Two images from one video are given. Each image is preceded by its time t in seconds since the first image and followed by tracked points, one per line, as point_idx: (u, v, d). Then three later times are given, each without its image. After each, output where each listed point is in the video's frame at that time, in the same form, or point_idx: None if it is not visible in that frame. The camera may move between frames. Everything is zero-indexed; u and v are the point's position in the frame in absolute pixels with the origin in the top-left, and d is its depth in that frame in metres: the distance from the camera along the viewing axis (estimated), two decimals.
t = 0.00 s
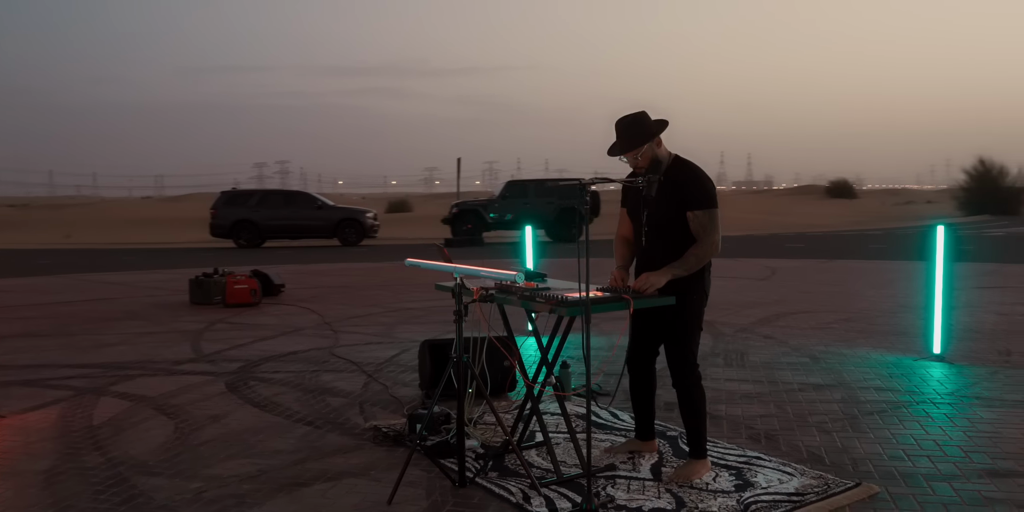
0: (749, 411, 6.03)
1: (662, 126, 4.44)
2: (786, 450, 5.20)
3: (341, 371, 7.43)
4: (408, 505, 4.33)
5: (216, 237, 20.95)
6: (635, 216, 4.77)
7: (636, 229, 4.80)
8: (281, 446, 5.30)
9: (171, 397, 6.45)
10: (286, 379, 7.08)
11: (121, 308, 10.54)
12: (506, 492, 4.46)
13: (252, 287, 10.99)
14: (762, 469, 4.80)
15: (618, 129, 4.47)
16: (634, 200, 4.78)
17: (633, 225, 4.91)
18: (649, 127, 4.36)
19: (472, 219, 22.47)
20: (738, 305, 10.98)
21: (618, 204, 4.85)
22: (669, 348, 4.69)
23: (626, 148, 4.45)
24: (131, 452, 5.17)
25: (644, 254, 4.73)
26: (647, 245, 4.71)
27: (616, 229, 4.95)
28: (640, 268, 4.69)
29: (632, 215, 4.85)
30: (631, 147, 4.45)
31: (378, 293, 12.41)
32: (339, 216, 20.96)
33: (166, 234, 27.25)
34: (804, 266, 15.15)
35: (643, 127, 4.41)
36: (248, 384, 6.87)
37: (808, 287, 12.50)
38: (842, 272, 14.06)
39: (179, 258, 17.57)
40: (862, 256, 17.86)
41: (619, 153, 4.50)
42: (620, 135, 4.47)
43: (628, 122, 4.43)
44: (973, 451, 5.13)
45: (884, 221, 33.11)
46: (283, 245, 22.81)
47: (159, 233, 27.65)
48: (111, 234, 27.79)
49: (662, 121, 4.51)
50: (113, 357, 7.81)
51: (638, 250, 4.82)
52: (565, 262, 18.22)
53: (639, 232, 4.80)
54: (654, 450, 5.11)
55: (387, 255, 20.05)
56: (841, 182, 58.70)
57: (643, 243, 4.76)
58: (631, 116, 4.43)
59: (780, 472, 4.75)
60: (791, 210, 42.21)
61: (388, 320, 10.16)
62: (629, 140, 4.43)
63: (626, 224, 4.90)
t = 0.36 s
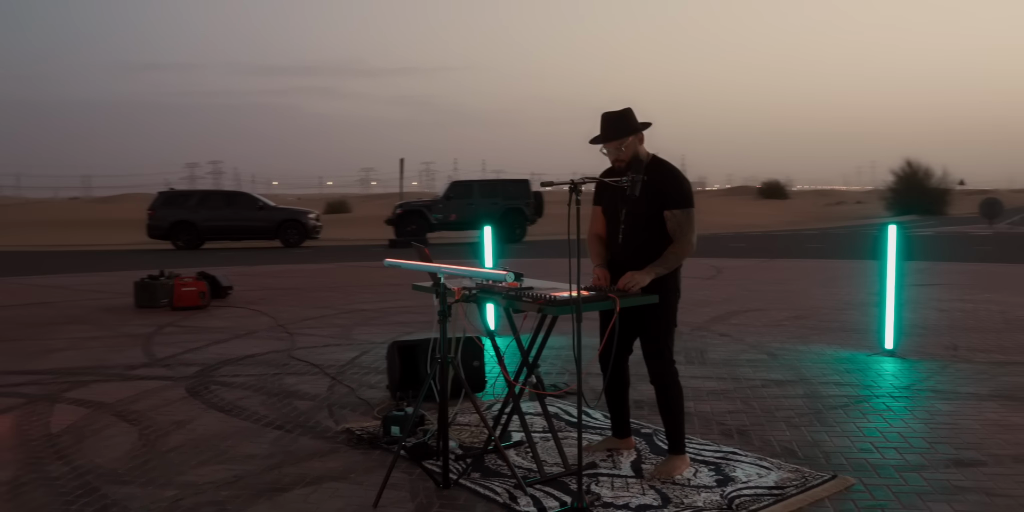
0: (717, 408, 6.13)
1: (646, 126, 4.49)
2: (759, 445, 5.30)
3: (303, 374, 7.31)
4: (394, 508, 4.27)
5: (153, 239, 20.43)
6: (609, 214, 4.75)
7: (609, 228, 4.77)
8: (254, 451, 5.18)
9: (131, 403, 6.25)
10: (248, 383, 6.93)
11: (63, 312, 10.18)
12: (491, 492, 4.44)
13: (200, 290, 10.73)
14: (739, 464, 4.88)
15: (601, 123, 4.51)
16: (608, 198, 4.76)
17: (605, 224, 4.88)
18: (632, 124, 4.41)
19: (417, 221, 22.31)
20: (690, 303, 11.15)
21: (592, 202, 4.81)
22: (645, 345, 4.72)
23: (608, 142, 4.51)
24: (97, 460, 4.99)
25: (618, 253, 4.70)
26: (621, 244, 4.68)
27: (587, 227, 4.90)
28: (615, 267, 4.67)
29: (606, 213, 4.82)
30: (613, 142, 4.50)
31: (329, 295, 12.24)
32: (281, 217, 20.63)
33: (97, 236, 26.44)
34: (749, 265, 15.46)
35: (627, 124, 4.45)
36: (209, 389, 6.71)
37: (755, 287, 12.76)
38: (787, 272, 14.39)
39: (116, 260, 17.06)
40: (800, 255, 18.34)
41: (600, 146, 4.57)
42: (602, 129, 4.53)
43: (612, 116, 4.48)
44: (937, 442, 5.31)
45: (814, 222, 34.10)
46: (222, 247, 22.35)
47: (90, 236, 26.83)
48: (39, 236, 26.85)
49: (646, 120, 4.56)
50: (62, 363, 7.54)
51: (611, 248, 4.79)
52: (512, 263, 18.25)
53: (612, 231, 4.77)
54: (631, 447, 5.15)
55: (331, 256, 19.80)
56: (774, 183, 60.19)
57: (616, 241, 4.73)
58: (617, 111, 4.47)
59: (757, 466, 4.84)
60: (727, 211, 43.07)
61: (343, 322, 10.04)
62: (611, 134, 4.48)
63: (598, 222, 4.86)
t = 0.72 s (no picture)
0: (678, 404, 6.21)
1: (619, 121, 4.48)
2: (725, 440, 5.39)
3: (255, 378, 7.14)
4: None
5: (75, 241, 19.76)
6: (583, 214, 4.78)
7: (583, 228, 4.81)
8: (217, 458, 5.04)
9: (78, 412, 6.02)
10: (199, 389, 6.74)
11: None
12: (469, 494, 4.40)
13: (135, 293, 10.40)
14: (709, 459, 4.95)
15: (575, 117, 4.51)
16: (581, 199, 4.80)
17: (578, 225, 4.92)
18: (606, 116, 4.39)
19: (351, 221, 21.85)
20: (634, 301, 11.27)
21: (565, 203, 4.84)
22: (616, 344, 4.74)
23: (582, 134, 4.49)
24: (51, 473, 4.79)
25: (592, 253, 4.74)
26: (595, 244, 4.72)
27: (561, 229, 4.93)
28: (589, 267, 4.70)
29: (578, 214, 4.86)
30: (586, 134, 4.49)
31: (269, 296, 12.00)
32: (210, 218, 20.15)
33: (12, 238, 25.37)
34: (686, 262, 15.72)
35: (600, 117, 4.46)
36: (159, 396, 6.50)
37: (695, 283, 12.99)
38: (723, 268, 14.68)
39: (37, 263, 16.40)
40: (732, 253, 18.75)
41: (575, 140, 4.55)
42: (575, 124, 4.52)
43: (585, 110, 4.48)
44: (893, 433, 5.48)
45: (740, 220, 34.95)
46: (148, 248, 21.69)
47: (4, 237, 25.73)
48: None
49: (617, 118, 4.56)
50: None
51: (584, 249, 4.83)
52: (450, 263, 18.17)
53: (585, 232, 4.81)
54: (601, 445, 5.18)
55: (263, 256, 19.40)
56: (698, 182, 61.39)
57: (590, 242, 4.77)
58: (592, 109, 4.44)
59: (727, 461, 4.92)
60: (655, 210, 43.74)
61: (288, 324, 9.85)
62: (584, 127, 4.47)
63: (571, 223, 4.90)
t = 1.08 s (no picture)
0: (664, 401, 6.22)
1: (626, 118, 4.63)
2: (715, 436, 5.40)
3: (228, 380, 6.96)
4: None
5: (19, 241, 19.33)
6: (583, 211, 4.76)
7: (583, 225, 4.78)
8: (201, 463, 4.88)
9: (47, 419, 5.79)
10: (171, 392, 6.54)
11: None
12: (469, 495, 4.32)
13: (92, 294, 10.08)
14: (704, 455, 4.95)
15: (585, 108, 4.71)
16: (582, 197, 4.79)
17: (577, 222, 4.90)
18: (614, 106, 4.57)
19: (305, 219, 21.50)
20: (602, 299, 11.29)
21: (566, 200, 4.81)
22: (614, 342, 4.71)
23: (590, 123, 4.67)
24: (28, 482, 4.59)
25: (593, 250, 4.72)
26: (596, 241, 4.71)
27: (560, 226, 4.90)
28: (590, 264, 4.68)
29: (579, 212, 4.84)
30: (593, 124, 4.66)
31: (230, 296, 11.74)
32: (160, 217, 19.73)
33: None
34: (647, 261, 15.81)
35: (609, 111, 4.64)
36: (130, 401, 6.29)
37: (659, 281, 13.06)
38: (684, 266, 14.80)
39: None
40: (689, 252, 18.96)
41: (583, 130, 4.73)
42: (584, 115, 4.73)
43: (596, 102, 4.70)
44: (877, 427, 5.56)
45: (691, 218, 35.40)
46: (95, 247, 21.10)
47: None
48: None
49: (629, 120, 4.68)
50: None
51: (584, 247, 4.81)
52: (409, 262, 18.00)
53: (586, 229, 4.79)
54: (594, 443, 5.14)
55: (216, 255, 19.00)
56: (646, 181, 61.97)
57: (591, 239, 4.75)
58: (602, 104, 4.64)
59: (722, 457, 4.92)
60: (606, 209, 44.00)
61: (253, 324, 9.64)
62: (592, 117, 4.66)
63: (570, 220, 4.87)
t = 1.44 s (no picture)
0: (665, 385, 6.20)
1: (641, 96, 4.58)
2: (722, 418, 5.40)
3: (217, 368, 6.79)
4: (393, 503, 4.01)
5: None
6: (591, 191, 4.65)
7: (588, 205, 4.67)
8: (204, 453, 4.74)
9: (35, 409, 5.59)
10: (160, 381, 6.37)
11: None
12: (487, 481, 4.25)
13: (64, 283, 9.79)
14: (715, 437, 4.93)
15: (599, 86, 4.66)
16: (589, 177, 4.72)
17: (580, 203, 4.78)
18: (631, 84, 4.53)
19: (273, 208, 21.17)
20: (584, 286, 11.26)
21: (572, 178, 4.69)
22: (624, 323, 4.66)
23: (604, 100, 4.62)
24: (26, 474, 4.41)
25: (599, 230, 4.61)
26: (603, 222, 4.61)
27: (562, 206, 4.76)
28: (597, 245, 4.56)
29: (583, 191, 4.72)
30: (609, 100, 4.61)
31: (205, 284, 11.50)
32: (124, 205, 19.32)
33: None
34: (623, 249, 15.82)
35: (625, 88, 4.60)
36: (119, 390, 6.11)
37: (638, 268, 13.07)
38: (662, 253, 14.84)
39: None
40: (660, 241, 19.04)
41: (597, 108, 4.68)
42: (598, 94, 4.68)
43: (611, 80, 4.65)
44: (880, 408, 5.59)
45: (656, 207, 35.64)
46: (54, 237, 20.58)
47: None
48: None
49: (644, 101, 4.63)
50: None
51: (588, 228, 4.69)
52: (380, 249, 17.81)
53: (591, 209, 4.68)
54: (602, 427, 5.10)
55: (183, 243, 18.63)
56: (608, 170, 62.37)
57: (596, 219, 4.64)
58: (619, 81, 4.58)
59: (734, 439, 4.91)
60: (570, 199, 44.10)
61: (233, 312, 9.44)
62: (608, 93, 4.60)
63: (573, 200, 4.74)
